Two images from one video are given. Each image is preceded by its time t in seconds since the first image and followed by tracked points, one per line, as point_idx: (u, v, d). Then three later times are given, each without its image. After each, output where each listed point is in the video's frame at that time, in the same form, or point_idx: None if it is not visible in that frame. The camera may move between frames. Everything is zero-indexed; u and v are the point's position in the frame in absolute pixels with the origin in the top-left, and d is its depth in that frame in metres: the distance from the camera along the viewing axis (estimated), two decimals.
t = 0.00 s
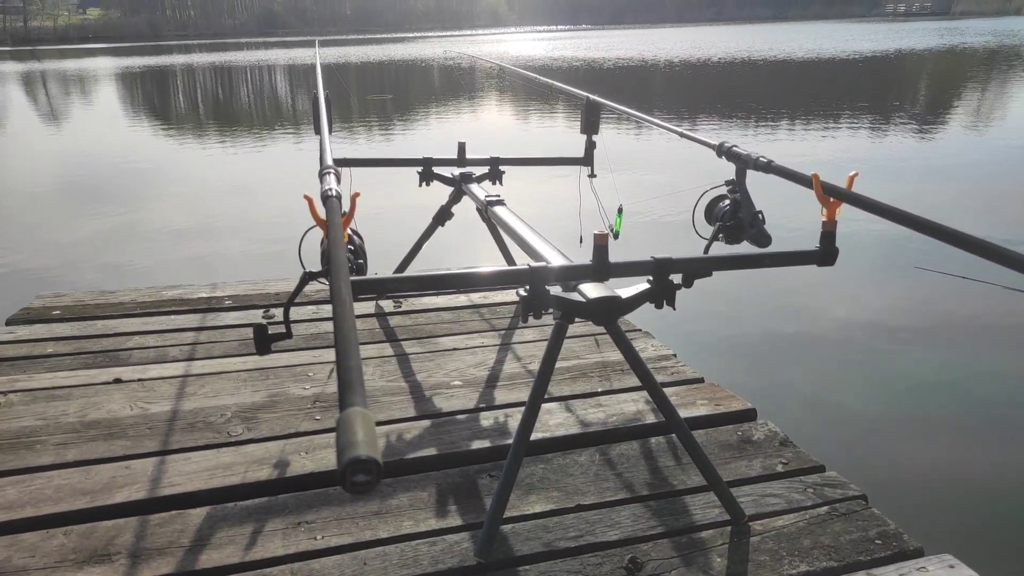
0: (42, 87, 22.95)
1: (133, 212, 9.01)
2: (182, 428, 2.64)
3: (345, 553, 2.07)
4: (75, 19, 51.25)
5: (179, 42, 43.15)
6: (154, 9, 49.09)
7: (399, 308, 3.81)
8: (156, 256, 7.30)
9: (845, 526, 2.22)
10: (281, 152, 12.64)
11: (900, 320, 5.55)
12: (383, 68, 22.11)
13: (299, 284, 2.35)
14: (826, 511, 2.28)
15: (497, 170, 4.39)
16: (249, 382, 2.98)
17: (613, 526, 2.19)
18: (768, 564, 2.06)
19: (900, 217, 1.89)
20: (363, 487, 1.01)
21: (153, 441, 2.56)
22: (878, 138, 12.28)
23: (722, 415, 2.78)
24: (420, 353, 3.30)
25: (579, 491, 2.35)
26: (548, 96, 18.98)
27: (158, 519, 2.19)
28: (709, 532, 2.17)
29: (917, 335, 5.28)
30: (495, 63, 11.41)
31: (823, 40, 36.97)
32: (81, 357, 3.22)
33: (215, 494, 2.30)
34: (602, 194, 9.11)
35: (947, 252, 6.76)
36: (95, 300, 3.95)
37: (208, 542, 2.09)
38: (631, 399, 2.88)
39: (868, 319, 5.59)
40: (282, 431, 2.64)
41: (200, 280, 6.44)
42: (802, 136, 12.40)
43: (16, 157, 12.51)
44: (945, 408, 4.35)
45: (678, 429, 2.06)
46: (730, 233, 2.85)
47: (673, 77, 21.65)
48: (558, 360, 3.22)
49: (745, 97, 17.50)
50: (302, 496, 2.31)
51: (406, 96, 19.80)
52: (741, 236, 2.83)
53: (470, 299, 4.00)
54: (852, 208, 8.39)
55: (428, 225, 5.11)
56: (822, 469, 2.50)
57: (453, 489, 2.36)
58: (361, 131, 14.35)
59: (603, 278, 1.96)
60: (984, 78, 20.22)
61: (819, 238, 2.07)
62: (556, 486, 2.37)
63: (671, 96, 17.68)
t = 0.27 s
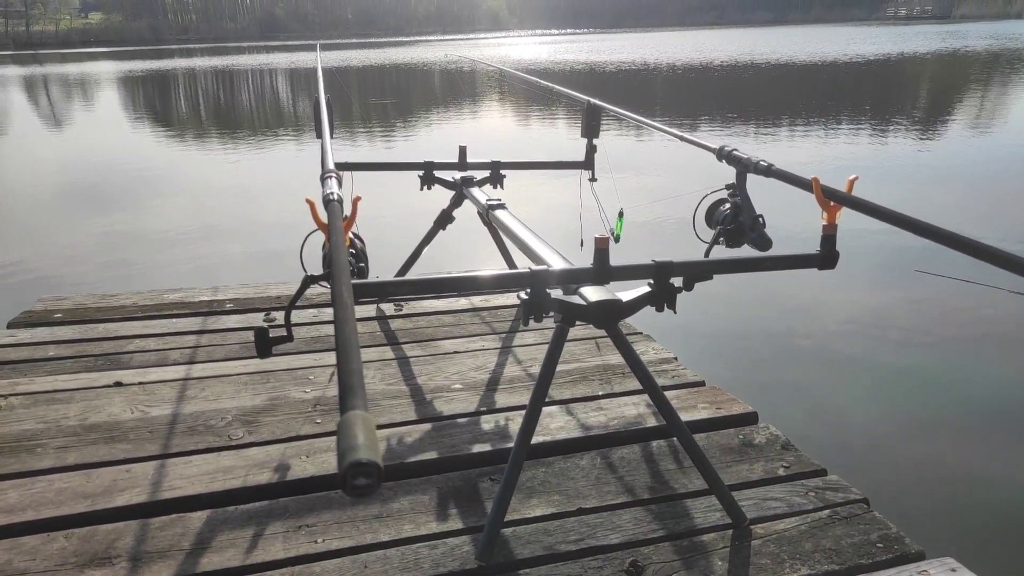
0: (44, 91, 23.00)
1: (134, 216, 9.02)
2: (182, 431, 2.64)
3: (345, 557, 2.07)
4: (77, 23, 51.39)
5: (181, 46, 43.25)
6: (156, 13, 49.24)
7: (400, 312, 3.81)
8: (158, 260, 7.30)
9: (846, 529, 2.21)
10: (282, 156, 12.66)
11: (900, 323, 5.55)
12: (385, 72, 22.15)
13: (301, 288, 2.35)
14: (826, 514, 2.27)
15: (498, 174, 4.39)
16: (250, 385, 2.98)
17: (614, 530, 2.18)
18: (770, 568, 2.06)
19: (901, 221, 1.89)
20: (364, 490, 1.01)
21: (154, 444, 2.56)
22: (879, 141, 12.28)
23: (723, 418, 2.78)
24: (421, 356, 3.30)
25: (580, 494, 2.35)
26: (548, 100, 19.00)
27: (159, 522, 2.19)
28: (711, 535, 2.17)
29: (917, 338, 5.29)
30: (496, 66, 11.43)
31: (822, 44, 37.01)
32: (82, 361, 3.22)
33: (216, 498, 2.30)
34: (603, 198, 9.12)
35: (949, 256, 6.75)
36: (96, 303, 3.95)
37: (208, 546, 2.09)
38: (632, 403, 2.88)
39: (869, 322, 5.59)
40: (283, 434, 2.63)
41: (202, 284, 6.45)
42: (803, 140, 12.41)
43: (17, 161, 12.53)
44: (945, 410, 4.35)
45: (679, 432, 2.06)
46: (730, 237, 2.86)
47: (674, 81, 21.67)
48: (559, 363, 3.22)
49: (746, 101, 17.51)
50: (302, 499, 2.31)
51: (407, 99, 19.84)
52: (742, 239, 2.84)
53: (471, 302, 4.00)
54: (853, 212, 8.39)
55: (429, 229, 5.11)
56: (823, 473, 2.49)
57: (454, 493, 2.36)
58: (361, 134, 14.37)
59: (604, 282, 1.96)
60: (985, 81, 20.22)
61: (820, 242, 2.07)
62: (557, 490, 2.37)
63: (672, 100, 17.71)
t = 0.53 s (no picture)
0: (44, 93, 23.01)
1: (134, 218, 9.02)
2: (182, 433, 2.64)
3: (345, 559, 2.07)
4: (77, 25, 51.38)
5: (181, 48, 43.28)
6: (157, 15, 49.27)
7: (400, 314, 3.81)
8: (158, 262, 7.31)
9: (846, 531, 2.22)
10: (282, 157, 12.66)
11: (899, 324, 5.55)
12: (384, 74, 22.18)
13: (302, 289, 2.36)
14: (826, 516, 2.27)
15: (497, 176, 4.40)
16: (250, 387, 2.98)
17: (614, 532, 2.18)
18: (770, 569, 2.06)
19: (901, 222, 1.90)
20: (363, 491, 1.02)
21: (154, 446, 2.56)
22: (878, 143, 12.29)
23: (722, 420, 2.78)
24: (421, 358, 3.30)
25: (580, 496, 2.35)
26: (548, 101, 19.02)
27: (159, 524, 2.19)
28: (711, 537, 2.17)
29: (916, 339, 5.29)
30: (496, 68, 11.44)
31: (821, 46, 37.02)
32: (82, 362, 3.22)
33: (215, 499, 2.30)
34: (603, 199, 9.13)
35: (948, 258, 6.76)
36: (96, 305, 3.95)
37: (208, 548, 2.09)
38: (631, 404, 2.88)
39: (868, 323, 5.59)
40: (283, 436, 2.63)
41: (202, 286, 6.45)
42: (802, 142, 12.41)
43: (17, 163, 12.54)
44: (946, 412, 4.34)
45: (678, 434, 2.06)
46: (730, 238, 2.86)
47: (673, 83, 21.70)
48: (559, 365, 3.22)
49: (746, 102, 17.53)
50: (302, 501, 2.31)
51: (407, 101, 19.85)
52: (741, 240, 2.84)
53: (471, 304, 4.00)
54: (852, 213, 8.39)
55: (430, 231, 5.11)
56: (823, 475, 2.50)
57: (454, 494, 2.36)
58: (361, 136, 14.37)
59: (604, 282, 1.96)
60: (985, 83, 20.23)
61: (819, 243, 2.08)
62: (557, 491, 2.37)
63: (672, 102, 17.72)
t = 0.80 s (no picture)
0: (44, 96, 23.00)
1: (133, 220, 9.02)
2: (181, 436, 2.64)
3: (345, 562, 2.07)
4: (76, 28, 51.39)
5: (180, 51, 43.27)
6: (156, 18, 49.30)
7: (399, 316, 3.81)
8: (157, 264, 7.30)
9: (845, 534, 2.22)
10: (281, 160, 12.67)
11: (898, 327, 5.56)
12: (384, 76, 22.20)
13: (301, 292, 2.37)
14: (826, 518, 2.27)
15: (497, 178, 4.40)
16: (249, 390, 2.98)
17: (613, 534, 2.18)
18: (770, 572, 2.06)
19: (900, 225, 1.90)
20: (363, 495, 1.02)
21: (153, 449, 2.56)
22: (878, 146, 12.30)
23: (722, 423, 2.78)
24: (420, 360, 3.30)
25: (579, 499, 2.34)
26: (547, 104, 19.03)
27: (157, 527, 2.18)
28: (711, 539, 2.17)
29: (915, 342, 5.29)
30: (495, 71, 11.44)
31: (820, 49, 37.05)
32: (81, 365, 3.22)
33: (215, 502, 2.30)
34: (602, 202, 9.13)
35: (947, 261, 6.77)
36: (95, 308, 3.95)
37: (207, 551, 2.09)
38: (631, 407, 2.88)
39: (867, 326, 5.59)
40: (282, 439, 2.63)
41: (201, 288, 6.44)
42: (802, 144, 12.42)
43: (16, 166, 12.53)
44: (944, 414, 4.34)
45: (678, 436, 2.06)
46: (730, 241, 2.86)
47: (673, 85, 21.73)
48: (558, 368, 3.22)
49: (745, 105, 17.56)
50: (302, 504, 2.30)
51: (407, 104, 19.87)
52: (740, 243, 2.84)
53: (470, 307, 4.00)
54: (851, 216, 8.39)
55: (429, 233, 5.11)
56: (822, 478, 2.50)
57: (453, 497, 2.35)
58: (360, 139, 14.38)
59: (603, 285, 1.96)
60: (984, 86, 20.25)
61: (818, 246, 2.08)
62: (556, 494, 2.37)
63: (671, 104, 17.74)
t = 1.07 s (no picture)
0: (46, 100, 23.06)
1: (135, 224, 9.03)
2: (182, 439, 2.64)
3: (345, 565, 2.07)
4: (78, 32, 51.48)
5: (182, 55, 43.35)
6: (157, 22, 49.40)
7: (400, 319, 3.81)
8: (158, 268, 7.31)
9: (847, 537, 2.21)
10: (282, 164, 12.69)
11: (898, 330, 5.56)
12: (385, 81, 22.24)
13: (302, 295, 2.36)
14: (827, 522, 2.27)
15: (498, 182, 4.39)
16: (250, 393, 2.98)
17: (614, 537, 2.18)
18: None
19: (899, 228, 1.90)
20: (363, 497, 1.02)
21: (154, 452, 2.56)
22: (879, 149, 12.29)
23: (723, 426, 2.77)
24: (421, 364, 3.30)
25: (580, 502, 2.34)
26: (548, 108, 19.04)
27: (158, 531, 2.18)
28: (712, 543, 2.17)
29: (915, 345, 5.29)
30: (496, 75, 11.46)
31: (821, 53, 37.06)
32: (82, 368, 3.22)
33: (216, 505, 2.30)
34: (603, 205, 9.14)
35: (949, 264, 6.75)
36: (96, 311, 3.96)
37: (208, 554, 2.09)
38: (632, 410, 2.88)
39: (867, 329, 5.59)
40: (283, 442, 2.63)
41: (202, 292, 6.44)
42: (803, 148, 12.43)
43: (18, 169, 12.56)
44: (945, 417, 4.34)
45: (679, 440, 2.06)
46: (730, 244, 2.86)
47: (674, 89, 21.75)
48: (559, 371, 3.22)
49: (746, 108, 17.57)
50: (303, 507, 2.30)
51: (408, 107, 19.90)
52: (742, 246, 2.84)
53: (471, 310, 4.00)
54: (852, 219, 8.39)
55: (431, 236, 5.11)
56: (823, 481, 2.49)
57: (454, 501, 2.35)
58: (361, 143, 14.40)
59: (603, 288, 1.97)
60: (985, 89, 20.27)
61: (819, 249, 2.08)
62: (557, 498, 2.37)
63: (672, 107, 17.76)
